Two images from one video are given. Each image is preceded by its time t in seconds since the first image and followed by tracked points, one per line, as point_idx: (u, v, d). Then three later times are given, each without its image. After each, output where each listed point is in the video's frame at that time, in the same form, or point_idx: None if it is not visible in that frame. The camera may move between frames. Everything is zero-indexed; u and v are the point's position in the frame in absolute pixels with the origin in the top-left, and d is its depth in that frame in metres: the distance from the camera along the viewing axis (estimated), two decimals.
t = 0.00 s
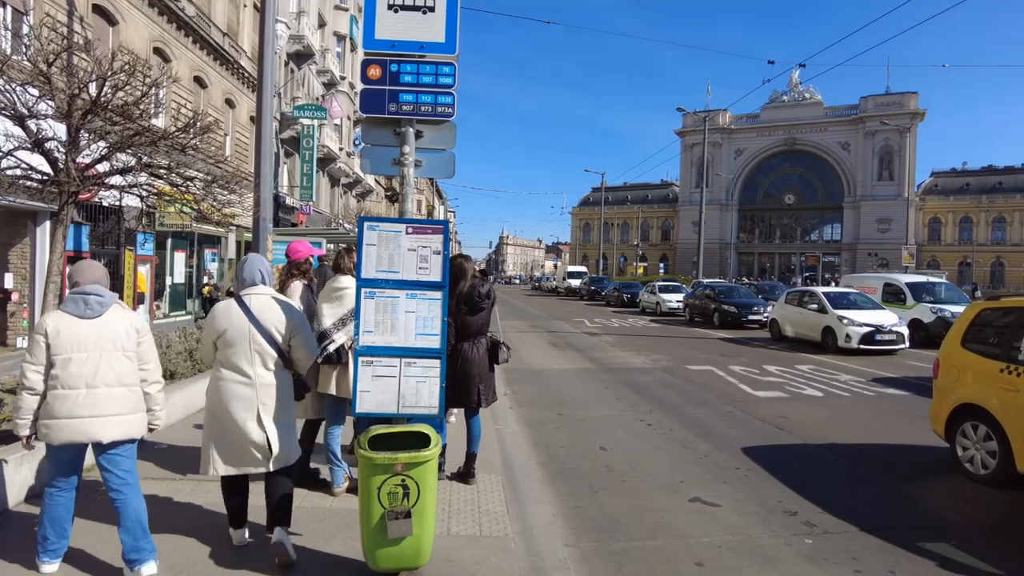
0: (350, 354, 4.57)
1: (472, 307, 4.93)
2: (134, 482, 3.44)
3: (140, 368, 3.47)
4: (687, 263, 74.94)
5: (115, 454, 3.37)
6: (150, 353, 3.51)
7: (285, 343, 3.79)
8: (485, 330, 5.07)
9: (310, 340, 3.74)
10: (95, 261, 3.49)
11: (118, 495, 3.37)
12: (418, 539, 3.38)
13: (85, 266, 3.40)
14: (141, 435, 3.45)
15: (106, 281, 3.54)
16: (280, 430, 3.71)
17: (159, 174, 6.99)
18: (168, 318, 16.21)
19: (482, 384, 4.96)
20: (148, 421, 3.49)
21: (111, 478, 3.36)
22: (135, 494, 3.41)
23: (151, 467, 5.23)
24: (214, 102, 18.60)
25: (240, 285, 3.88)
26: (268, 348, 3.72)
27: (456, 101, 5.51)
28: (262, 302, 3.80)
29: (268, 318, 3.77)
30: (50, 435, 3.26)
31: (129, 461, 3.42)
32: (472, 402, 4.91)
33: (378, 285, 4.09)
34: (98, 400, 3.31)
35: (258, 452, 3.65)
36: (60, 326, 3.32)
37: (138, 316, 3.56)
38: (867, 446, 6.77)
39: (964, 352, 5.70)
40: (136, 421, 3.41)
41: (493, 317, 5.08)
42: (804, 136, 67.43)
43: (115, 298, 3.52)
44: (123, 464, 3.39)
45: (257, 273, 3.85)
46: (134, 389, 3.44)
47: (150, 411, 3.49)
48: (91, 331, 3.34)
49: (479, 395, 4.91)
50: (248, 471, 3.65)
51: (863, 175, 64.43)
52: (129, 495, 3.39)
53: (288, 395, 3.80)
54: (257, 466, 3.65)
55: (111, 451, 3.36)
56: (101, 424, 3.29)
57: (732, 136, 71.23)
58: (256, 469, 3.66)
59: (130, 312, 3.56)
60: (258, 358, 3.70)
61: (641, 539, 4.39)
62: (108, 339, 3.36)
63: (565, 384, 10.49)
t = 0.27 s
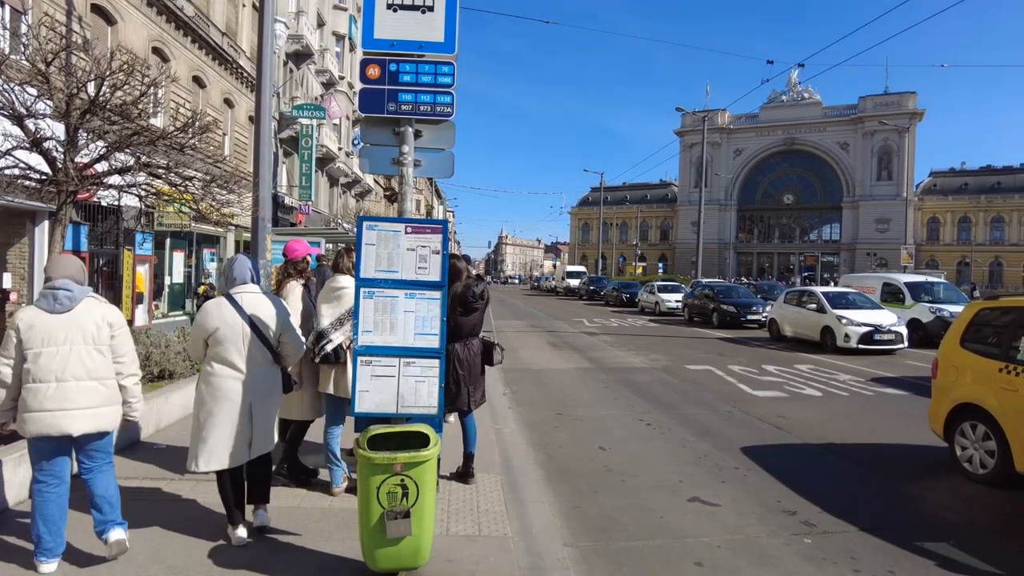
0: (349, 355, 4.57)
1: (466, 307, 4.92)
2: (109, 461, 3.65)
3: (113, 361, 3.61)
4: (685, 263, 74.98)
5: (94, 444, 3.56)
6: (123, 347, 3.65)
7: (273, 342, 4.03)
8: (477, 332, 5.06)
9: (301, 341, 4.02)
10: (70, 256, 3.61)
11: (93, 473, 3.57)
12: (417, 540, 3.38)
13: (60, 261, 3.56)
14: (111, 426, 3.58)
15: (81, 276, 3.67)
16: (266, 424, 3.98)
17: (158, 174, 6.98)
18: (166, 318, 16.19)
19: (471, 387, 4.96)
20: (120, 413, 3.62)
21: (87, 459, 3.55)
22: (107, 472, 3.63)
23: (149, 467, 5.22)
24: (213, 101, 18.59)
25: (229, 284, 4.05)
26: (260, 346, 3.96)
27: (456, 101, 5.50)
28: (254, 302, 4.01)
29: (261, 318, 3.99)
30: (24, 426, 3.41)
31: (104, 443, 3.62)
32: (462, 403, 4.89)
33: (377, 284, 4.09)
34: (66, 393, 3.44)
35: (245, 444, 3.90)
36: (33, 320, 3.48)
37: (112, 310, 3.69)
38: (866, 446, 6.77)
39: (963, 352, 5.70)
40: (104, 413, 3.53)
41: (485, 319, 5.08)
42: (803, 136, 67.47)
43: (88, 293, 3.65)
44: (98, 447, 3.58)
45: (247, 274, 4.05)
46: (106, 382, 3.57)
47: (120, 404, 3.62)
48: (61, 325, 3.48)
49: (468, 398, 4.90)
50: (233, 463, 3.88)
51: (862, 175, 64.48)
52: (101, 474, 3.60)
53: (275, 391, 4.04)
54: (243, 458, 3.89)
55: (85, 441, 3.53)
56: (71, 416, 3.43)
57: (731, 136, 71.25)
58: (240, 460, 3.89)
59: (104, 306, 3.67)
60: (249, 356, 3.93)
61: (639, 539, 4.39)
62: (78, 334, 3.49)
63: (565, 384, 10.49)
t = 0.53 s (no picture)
0: (348, 354, 4.58)
1: (457, 305, 4.95)
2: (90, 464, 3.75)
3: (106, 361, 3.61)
4: (684, 263, 75.00)
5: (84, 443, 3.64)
6: (116, 347, 3.64)
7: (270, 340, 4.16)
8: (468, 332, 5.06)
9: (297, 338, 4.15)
10: (65, 257, 3.60)
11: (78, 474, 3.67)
12: (416, 540, 3.38)
13: (56, 261, 3.56)
14: (100, 425, 3.61)
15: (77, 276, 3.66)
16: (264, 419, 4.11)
17: (158, 173, 6.97)
18: (166, 318, 16.18)
19: (459, 387, 4.93)
20: (112, 412, 3.63)
21: (80, 458, 3.65)
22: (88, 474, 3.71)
23: (148, 467, 5.22)
24: (212, 101, 18.59)
25: (223, 285, 4.15)
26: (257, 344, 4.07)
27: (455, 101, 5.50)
28: (250, 302, 4.12)
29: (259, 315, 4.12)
30: (17, 423, 3.45)
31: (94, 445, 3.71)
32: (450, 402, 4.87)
33: (376, 284, 4.09)
34: (55, 392, 3.46)
35: (247, 439, 3.99)
36: (28, 321, 3.51)
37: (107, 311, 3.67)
38: (866, 446, 6.77)
39: (962, 352, 5.71)
40: (93, 413, 3.55)
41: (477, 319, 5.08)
42: (802, 136, 67.52)
43: (82, 293, 3.64)
44: (90, 445, 3.67)
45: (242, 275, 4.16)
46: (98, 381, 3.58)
47: (111, 402, 3.63)
48: (53, 325, 3.50)
49: (455, 398, 4.89)
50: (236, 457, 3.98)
51: (861, 175, 64.53)
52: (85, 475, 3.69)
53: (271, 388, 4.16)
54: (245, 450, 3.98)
55: (79, 439, 3.61)
56: (61, 415, 3.45)
57: (730, 136, 71.29)
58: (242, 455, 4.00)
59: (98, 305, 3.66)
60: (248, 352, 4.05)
61: (638, 539, 4.39)
62: (70, 334, 3.51)
63: (564, 383, 10.50)
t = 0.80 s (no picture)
0: (349, 354, 4.58)
1: (453, 305, 4.96)
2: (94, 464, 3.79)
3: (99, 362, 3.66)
4: (684, 263, 74.99)
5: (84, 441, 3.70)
6: (109, 348, 3.67)
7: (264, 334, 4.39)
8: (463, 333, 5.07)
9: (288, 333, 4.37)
10: (66, 258, 3.67)
11: (79, 472, 3.70)
12: (415, 540, 3.38)
13: (58, 262, 3.65)
14: (96, 424, 3.65)
15: (79, 277, 3.72)
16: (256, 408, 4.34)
17: (157, 173, 6.97)
18: (165, 318, 16.17)
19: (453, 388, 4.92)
20: (105, 413, 3.68)
21: (78, 456, 3.70)
22: (90, 477, 3.75)
23: (148, 467, 5.21)
24: (211, 101, 18.58)
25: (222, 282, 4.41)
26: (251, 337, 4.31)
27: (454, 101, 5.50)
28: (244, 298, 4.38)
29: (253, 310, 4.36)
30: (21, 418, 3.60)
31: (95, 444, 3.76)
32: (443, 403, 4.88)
33: (375, 284, 4.09)
34: (49, 392, 3.54)
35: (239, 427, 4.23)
36: (29, 321, 3.62)
37: (103, 312, 3.70)
38: (864, 446, 6.77)
39: (961, 352, 5.71)
40: (85, 413, 3.60)
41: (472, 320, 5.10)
42: (801, 136, 67.54)
43: (81, 294, 3.68)
44: (90, 444, 3.72)
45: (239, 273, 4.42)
46: (91, 382, 3.63)
47: (106, 402, 3.68)
48: (48, 325, 3.59)
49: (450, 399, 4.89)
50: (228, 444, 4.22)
51: (860, 175, 64.56)
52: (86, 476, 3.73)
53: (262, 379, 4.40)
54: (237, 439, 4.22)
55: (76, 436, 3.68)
56: (53, 414, 3.54)
57: (729, 136, 71.31)
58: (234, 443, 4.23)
59: (96, 306, 3.70)
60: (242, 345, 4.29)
61: (637, 539, 4.39)
62: (63, 335, 3.58)
63: (563, 383, 10.51)
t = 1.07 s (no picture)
0: (348, 354, 4.58)
1: (450, 306, 4.97)
2: (91, 464, 3.80)
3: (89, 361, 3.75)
4: (683, 263, 74.98)
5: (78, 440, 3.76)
6: (96, 347, 3.74)
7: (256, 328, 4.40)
8: (462, 333, 5.08)
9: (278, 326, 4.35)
10: (64, 259, 3.82)
11: (75, 472, 3.72)
12: (414, 539, 3.38)
13: (56, 262, 3.80)
14: (85, 424, 3.72)
15: (80, 277, 3.83)
16: (250, 403, 4.36)
17: (156, 173, 6.97)
18: (164, 318, 16.15)
19: (452, 388, 4.93)
20: (93, 412, 3.74)
21: (73, 456, 3.73)
22: (85, 477, 3.74)
23: (147, 467, 5.21)
24: (210, 101, 18.57)
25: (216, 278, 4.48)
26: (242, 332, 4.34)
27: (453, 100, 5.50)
28: (238, 292, 4.41)
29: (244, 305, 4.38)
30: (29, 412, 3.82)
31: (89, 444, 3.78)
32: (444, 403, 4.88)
33: (374, 284, 4.08)
34: (41, 389, 3.70)
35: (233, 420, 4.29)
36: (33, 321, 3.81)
37: (92, 312, 3.76)
38: (864, 445, 6.77)
39: (960, 352, 5.71)
40: (71, 412, 3.68)
41: (469, 319, 5.10)
42: (801, 136, 67.56)
43: (77, 294, 3.78)
44: (82, 443, 3.76)
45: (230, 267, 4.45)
46: (79, 382, 3.72)
47: (95, 403, 3.74)
48: (45, 324, 3.75)
49: (450, 400, 4.90)
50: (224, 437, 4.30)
51: (860, 174, 64.58)
52: (80, 477, 3.72)
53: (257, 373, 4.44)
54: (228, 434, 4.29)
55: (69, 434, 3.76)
56: (44, 411, 3.68)
57: (728, 136, 71.34)
58: (230, 436, 4.30)
59: (89, 305, 3.78)
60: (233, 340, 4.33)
61: (636, 539, 4.39)
62: (54, 335, 3.71)
63: (562, 383, 10.52)
